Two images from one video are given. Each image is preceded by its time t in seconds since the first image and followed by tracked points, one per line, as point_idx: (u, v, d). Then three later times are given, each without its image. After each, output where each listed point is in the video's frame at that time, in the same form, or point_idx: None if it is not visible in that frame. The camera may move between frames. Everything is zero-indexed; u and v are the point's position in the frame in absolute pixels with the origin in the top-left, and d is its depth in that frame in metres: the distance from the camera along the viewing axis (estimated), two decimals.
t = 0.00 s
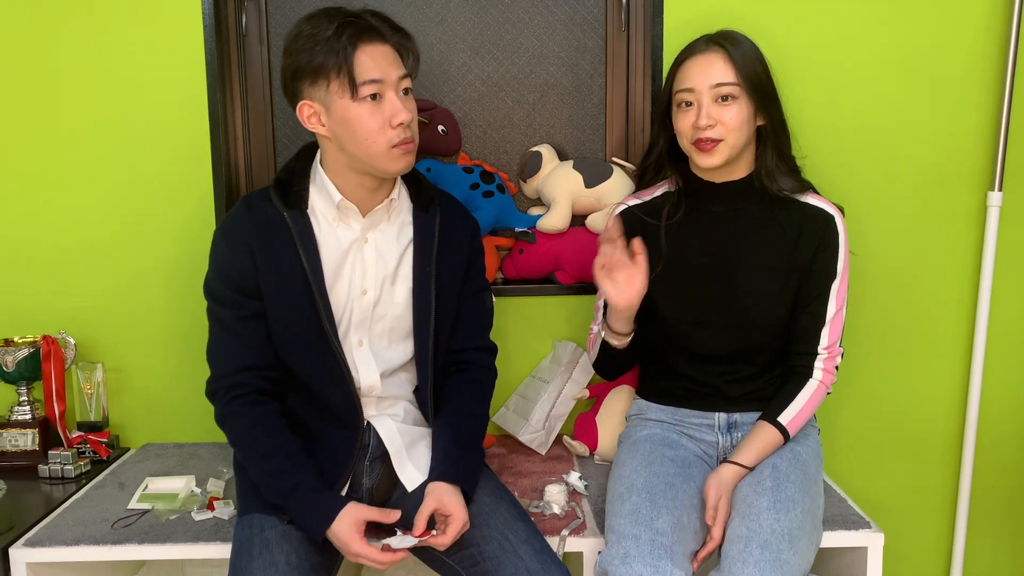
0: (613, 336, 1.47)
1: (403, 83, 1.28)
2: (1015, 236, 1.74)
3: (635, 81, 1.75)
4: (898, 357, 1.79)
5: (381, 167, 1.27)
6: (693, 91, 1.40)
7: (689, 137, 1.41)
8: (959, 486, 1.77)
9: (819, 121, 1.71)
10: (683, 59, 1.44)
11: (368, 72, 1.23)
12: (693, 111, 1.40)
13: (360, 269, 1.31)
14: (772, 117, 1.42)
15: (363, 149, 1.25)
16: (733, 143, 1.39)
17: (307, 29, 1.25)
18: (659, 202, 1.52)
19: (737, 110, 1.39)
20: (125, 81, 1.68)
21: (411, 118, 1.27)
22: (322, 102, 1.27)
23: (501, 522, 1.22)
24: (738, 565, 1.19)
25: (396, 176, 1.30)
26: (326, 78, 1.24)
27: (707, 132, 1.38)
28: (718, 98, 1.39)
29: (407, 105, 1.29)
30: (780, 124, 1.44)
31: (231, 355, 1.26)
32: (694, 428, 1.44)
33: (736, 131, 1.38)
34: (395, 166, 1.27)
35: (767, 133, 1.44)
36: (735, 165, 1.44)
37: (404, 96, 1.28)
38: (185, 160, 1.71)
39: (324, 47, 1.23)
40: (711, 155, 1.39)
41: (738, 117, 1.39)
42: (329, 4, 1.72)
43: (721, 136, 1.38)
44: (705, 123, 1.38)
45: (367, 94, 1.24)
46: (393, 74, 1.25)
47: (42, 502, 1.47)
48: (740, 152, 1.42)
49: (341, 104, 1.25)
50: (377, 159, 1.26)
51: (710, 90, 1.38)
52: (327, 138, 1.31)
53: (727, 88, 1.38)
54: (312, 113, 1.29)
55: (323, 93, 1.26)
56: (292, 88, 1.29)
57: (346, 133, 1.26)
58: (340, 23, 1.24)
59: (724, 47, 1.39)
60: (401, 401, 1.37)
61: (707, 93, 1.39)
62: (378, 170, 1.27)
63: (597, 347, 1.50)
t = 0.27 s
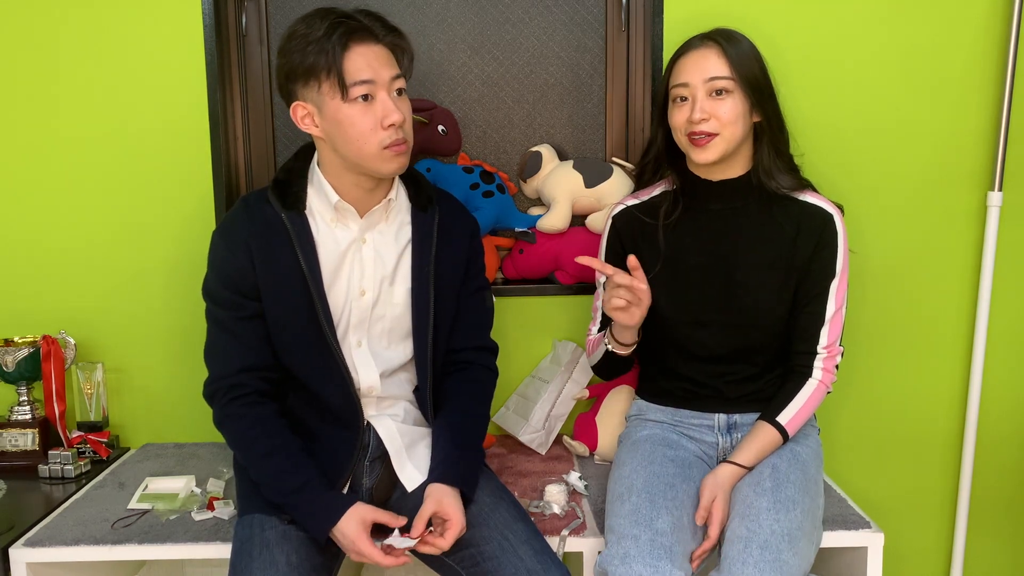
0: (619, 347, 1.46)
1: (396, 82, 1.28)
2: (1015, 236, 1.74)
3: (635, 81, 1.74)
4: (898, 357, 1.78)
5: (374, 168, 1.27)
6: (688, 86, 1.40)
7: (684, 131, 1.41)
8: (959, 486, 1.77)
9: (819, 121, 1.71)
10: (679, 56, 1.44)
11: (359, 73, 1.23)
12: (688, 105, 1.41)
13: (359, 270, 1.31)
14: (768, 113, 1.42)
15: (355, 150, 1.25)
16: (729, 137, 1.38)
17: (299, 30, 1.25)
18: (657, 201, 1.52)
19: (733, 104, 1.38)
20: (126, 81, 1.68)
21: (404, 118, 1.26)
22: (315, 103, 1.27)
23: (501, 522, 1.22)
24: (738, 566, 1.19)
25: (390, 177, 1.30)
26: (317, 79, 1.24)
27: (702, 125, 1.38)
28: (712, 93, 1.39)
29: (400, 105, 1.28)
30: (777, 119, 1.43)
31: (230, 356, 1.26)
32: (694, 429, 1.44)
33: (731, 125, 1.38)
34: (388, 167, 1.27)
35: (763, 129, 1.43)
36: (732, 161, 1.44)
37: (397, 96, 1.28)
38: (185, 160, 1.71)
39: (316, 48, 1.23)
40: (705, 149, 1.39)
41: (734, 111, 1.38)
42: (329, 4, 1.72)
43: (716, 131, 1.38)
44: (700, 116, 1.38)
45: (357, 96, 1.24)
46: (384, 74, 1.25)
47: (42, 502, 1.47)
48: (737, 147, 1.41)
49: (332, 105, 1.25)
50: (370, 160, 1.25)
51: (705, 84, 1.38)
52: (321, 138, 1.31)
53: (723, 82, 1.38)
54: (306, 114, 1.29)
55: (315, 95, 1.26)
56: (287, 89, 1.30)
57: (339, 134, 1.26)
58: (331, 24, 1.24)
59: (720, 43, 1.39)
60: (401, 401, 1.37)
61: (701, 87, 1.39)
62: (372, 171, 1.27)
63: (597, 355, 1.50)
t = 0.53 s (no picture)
0: (614, 318, 1.47)
1: (394, 82, 1.28)
2: (1015, 236, 1.74)
3: (635, 80, 1.74)
4: (899, 357, 1.79)
5: (374, 168, 1.27)
6: (681, 84, 1.41)
7: (677, 129, 1.42)
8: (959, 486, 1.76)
9: (818, 121, 1.71)
10: (677, 55, 1.44)
11: (357, 73, 1.23)
12: (681, 102, 1.41)
13: (359, 269, 1.31)
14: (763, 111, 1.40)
15: (353, 151, 1.25)
16: (720, 135, 1.38)
17: (296, 31, 1.25)
18: (658, 197, 1.52)
19: (724, 103, 1.38)
20: (126, 81, 1.68)
21: (402, 118, 1.26)
22: (313, 103, 1.27)
23: (501, 522, 1.23)
24: (738, 566, 1.19)
25: (389, 177, 1.30)
26: (315, 80, 1.24)
27: (693, 123, 1.39)
28: (704, 92, 1.38)
29: (398, 105, 1.28)
30: (776, 117, 1.42)
31: (231, 356, 1.26)
32: (694, 429, 1.44)
33: (722, 124, 1.38)
34: (387, 167, 1.27)
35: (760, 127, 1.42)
36: (729, 159, 1.44)
37: (395, 96, 1.28)
38: (185, 160, 1.71)
39: (313, 49, 1.23)
40: (696, 148, 1.40)
41: (726, 109, 1.38)
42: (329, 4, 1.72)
43: (705, 129, 1.38)
44: (690, 114, 1.39)
45: (355, 96, 1.24)
46: (382, 75, 1.25)
47: (42, 502, 1.48)
48: (731, 145, 1.41)
49: (331, 106, 1.25)
50: (369, 160, 1.26)
51: (697, 82, 1.38)
52: (320, 139, 1.31)
53: (715, 80, 1.38)
54: (304, 115, 1.29)
55: (313, 95, 1.26)
56: (285, 90, 1.30)
57: (338, 135, 1.26)
58: (329, 24, 1.24)
59: (714, 41, 1.38)
60: (401, 401, 1.37)
61: (694, 85, 1.39)
62: (371, 172, 1.27)
63: (591, 340, 1.51)
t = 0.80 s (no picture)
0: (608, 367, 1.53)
1: (398, 84, 1.28)
2: (1015, 236, 1.74)
3: (635, 80, 1.74)
4: (899, 357, 1.79)
5: (378, 169, 1.27)
6: (679, 87, 1.42)
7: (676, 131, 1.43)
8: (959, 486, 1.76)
9: (818, 121, 1.71)
10: (679, 56, 1.44)
11: (361, 75, 1.23)
12: (679, 105, 1.42)
13: (361, 269, 1.31)
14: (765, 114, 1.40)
15: (358, 151, 1.26)
16: (716, 138, 1.39)
17: (301, 32, 1.25)
18: (662, 197, 1.52)
19: (722, 106, 1.38)
20: (126, 80, 1.68)
21: (406, 120, 1.26)
22: (317, 104, 1.28)
23: (501, 522, 1.23)
24: (738, 565, 1.19)
25: (393, 177, 1.30)
26: (320, 81, 1.24)
27: (689, 128, 1.40)
28: (700, 95, 1.39)
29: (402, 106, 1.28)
30: (779, 118, 1.41)
31: (231, 356, 1.26)
32: (694, 429, 1.44)
33: (719, 127, 1.38)
34: (391, 168, 1.27)
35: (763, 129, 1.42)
36: (729, 161, 1.44)
37: (399, 98, 1.28)
38: (185, 160, 1.71)
39: (318, 49, 1.23)
40: (693, 150, 1.41)
41: (723, 113, 1.38)
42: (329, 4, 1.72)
43: (702, 132, 1.39)
44: (687, 119, 1.40)
45: (360, 98, 1.24)
46: (387, 76, 1.25)
47: (42, 502, 1.47)
48: (731, 147, 1.41)
49: (335, 107, 1.25)
50: (373, 161, 1.26)
51: (693, 86, 1.39)
52: (324, 139, 1.31)
53: (711, 84, 1.38)
54: (308, 115, 1.30)
55: (318, 96, 1.26)
56: (288, 90, 1.30)
57: (342, 136, 1.26)
58: (334, 25, 1.24)
59: (712, 44, 1.39)
60: (402, 401, 1.37)
61: (690, 89, 1.40)
62: (375, 172, 1.28)
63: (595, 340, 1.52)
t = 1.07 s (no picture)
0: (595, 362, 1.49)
1: (404, 85, 1.28)
2: (1015, 236, 1.74)
3: (635, 80, 1.74)
4: (898, 357, 1.79)
5: (383, 169, 1.27)
6: (686, 89, 1.40)
7: (685, 133, 1.42)
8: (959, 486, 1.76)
9: (818, 121, 1.71)
10: (682, 57, 1.43)
11: (369, 75, 1.23)
12: (688, 107, 1.41)
13: (363, 269, 1.31)
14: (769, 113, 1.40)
15: (363, 151, 1.26)
16: (728, 137, 1.38)
17: (309, 31, 1.25)
18: (664, 196, 1.52)
19: (732, 106, 1.38)
20: (125, 80, 1.68)
21: (413, 121, 1.27)
22: (324, 103, 1.27)
23: (500, 522, 1.23)
24: (736, 566, 1.19)
25: (397, 178, 1.30)
26: (327, 81, 1.24)
27: (700, 128, 1.39)
28: (709, 95, 1.38)
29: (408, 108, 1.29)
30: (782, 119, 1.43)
31: (231, 356, 1.26)
32: (694, 429, 1.44)
33: (730, 127, 1.38)
34: (396, 169, 1.27)
35: (766, 129, 1.43)
36: (735, 159, 1.44)
37: (405, 99, 1.28)
38: (185, 160, 1.71)
39: (326, 49, 1.23)
40: (705, 150, 1.40)
41: (733, 112, 1.38)
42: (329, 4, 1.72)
43: (714, 132, 1.38)
44: (698, 119, 1.39)
45: (367, 98, 1.24)
46: (394, 77, 1.25)
47: (42, 502, 1.48)
48: (739, 147, 1.41)
49: (341, 107, 1.25)
50: (378, 161, 1.26)
51: (702, 87, 1.38)
52: (329, 139, 1.31)
53: (721, 84, 1.38)
54: (313, 114, 1.29)
55: (324, 95, 1.26)
56: (294, 89, 1.30)
57: (347, 136, 1.26)
58: (342, 25, 1.24)
59: (718, 44, 1.38)
60: (402, 401, 1.37)
61: (699, 90, 1.39)
62: (380, 172, 1.28)
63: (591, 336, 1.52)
